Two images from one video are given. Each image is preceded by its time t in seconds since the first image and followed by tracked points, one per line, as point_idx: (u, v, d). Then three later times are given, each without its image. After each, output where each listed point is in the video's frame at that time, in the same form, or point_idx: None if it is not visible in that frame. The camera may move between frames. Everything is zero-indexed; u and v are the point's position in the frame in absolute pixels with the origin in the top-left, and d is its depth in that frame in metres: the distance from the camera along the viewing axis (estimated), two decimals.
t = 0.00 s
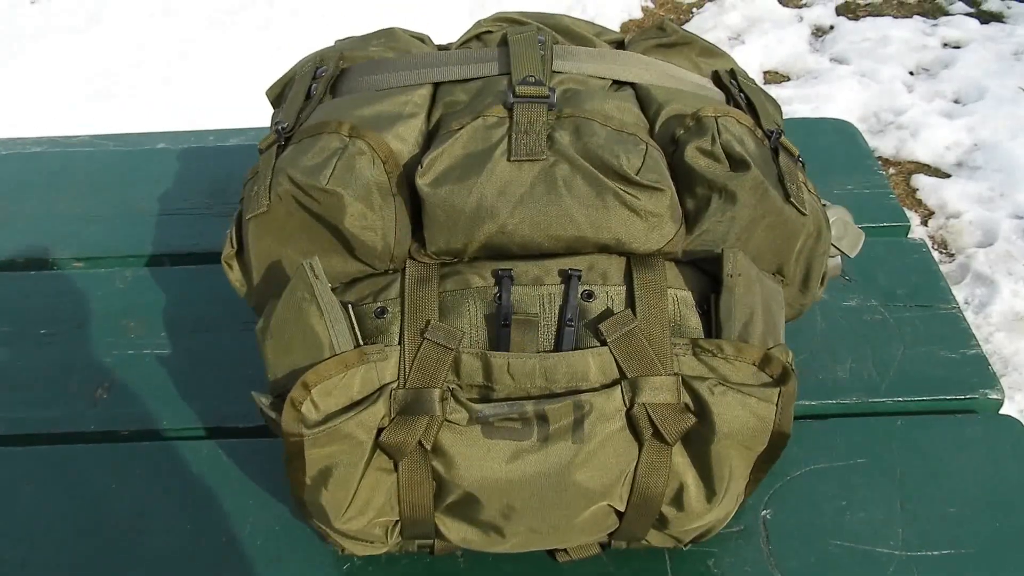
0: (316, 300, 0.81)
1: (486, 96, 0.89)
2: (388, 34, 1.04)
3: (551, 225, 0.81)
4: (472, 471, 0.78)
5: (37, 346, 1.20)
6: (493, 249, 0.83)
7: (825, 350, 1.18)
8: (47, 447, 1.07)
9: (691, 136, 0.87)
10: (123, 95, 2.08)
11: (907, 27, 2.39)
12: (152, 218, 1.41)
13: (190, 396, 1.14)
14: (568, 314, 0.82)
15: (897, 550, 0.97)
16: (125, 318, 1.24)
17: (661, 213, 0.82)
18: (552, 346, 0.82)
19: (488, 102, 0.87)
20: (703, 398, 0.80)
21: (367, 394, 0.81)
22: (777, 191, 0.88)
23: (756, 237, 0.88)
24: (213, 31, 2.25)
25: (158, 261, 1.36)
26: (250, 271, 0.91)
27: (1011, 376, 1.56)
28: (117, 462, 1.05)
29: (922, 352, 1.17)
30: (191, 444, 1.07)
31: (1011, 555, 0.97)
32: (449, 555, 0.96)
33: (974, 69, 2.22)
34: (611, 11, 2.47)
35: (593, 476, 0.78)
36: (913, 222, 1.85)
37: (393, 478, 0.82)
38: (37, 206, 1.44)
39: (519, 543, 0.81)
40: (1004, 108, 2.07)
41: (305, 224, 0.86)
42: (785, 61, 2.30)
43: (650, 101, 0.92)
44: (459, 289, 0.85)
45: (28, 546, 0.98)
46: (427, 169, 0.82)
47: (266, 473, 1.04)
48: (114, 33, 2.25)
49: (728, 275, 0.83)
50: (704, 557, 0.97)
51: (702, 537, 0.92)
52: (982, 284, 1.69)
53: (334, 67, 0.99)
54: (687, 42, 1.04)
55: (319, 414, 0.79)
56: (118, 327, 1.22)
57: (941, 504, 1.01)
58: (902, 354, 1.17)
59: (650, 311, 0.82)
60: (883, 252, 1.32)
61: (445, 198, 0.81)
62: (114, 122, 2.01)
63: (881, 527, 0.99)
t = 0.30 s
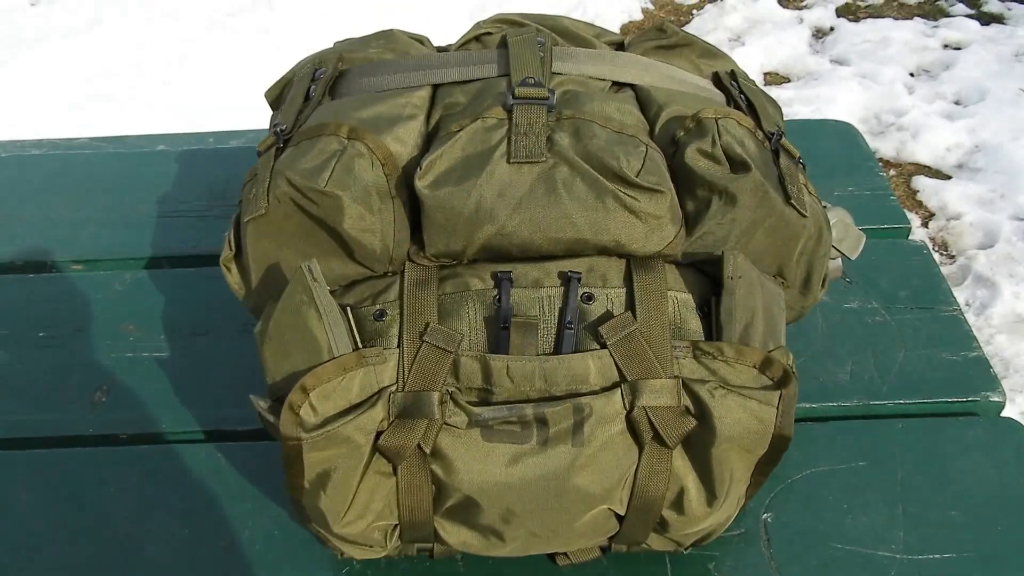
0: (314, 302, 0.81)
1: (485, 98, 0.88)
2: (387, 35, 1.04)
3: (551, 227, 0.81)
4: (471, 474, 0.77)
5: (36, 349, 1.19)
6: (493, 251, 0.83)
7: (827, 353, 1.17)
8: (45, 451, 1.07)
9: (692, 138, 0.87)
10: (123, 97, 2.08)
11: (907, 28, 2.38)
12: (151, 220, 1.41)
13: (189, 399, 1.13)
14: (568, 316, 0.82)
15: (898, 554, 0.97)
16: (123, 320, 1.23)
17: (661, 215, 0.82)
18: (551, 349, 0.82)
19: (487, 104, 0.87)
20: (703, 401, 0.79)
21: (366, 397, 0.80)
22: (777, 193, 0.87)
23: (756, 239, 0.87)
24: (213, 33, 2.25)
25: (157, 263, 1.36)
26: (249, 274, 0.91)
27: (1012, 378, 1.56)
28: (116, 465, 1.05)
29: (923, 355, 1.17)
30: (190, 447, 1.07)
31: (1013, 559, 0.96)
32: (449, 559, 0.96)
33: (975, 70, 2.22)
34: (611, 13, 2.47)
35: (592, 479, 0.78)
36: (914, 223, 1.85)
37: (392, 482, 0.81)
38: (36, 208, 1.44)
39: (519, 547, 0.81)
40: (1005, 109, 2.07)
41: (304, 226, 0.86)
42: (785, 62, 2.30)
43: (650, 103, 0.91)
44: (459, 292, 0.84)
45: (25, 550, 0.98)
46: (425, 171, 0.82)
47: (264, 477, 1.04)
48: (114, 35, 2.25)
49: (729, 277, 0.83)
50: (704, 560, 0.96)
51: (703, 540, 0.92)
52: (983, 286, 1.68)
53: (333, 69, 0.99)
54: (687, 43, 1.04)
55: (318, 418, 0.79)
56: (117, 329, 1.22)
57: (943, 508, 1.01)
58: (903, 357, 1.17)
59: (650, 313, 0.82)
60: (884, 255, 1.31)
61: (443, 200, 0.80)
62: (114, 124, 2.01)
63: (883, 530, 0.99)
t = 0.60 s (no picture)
0: (314, 304, 0.80)
1: (487, 98, 0.88)
2: (388, 35, 1.04)
3: (552, 229, 0.81)
4: (472, 477, 0.77)
5: (35, 349, 1.19)
6: (494, 252, 0.83)
7: (829, 355, 1.17)
8: (44, 451, 1.07)
9: (694, 138, 0.86)
10: (123, 96, 2.07)
11: (910, 28, 2.38)
12: (151, 220, 1.41)
13: (189, 400, 1.13)
14: (570, 318, 0.81)
15: (901, 557, 0.96)
16: (123, 321, 1.23)
17: (663, 216, 0.81)
18: (553, 351, 0.81)
19: (489, 104, 0.86)
20: (705, 404, 0.78)
21: (366, 399, 0.80)
22: (780, 194, 0.86)
23: (760, 241, 0.86)
24: (214, 33, 2.25)
25: (156, 263, 1.35)
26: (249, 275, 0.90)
27: (1015, 379, 1.55)
28: (115, 467, 1.04)
29: (926, 357, 1.16)
30: (190, 448, 1.06)
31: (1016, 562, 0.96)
32: (449, 561, 0.95)
33: (978, 70, 2.21)
34: (613, 12, 2.46)
35: (593, 482, 0.77)
36: (916, 224, 1.84)
37: (393, 484, 0.81)
38: (35, 208, 1.43)
39: (520, 549, 0.81)
40: (1008, 110, 2.06)
41: (304, 227, 0.85)
42: (787, 62, 2.29)
43: (652, 103, 0.91)
44: (460, 293, 0.84)
45: (24, 551, 0.97)
46: (426, 171, 0.82)
47: (264, 478, 1.03)
48: (114, 34, 2.24)
49: (731, 278, 0.82)
50: (706, 563, 0.96)
51: (705, 543, 0.91)
52: (985, 286, 1.68)
53: (334, 69, 0.98)
54: (689, 44, 1.04)
55: (317, 419, 0.79)
56: (116, 330, 1.22)
57: (946, 511, 1.00)
58: (906, 359, 1.16)
59: (652, 315, 0.81)
60: (888, 256, 1.31)
61: (444, 202, 0.80)
62: (114, 124, 2.01)
63: (885, 533, 0.98)
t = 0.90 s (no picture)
0: (311, 305, 0.79)
1: (488, 96, 0.86)
2: (388, 31, 1.02)
3: (554, 229, 0.79)
4: (471, 482, 0.76)
5: (31, 349, 1.17)
6: (494, 252, 0.81)
7: (834, 358, 1.15)
8: (39, 452, 1.05)
9: (699, 138, 0.84)
10: (122, 94, 2.06)
11: (914, 27, 2.36)
12: (149, 219, 1.39)
13: (186, 401, 1.11)
14: (571, 319, 0.79)
15: (906, 564, 0.95)
16: (120, 320, 1.21)
17: (667, 217, 0.80)
18: (554, 353, 0.79)
19: (490, 102, 0.85)
20: (709, 409, 0.77)
21: (364, 402, 0.78)
22: (787, 194, 0.84)
23: (766, 241, 0.84)
24: (213, 30, 2.23)
25: (154, 263, 1.34)
26: (245, 276, 0.88)
27: (1020, 382, 1.53)
28: (109, 468, 1.03)
29: (932, 360, 1.15)
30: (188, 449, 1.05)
31: None
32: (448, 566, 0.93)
33: (982, 70, 2.19)
34: (615, 11, 2.44)
35: (595, 487, 0.76)
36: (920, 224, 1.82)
37: (391, 488, 0.79)
38: (32, 206, 1.42)
39: (520, 555, 0.79)
40: (1013, 110, 2.05)
41: (301, 226, 0.84)
42: (791, 61, 2.27)
43: (656, 102, 0.89)
44: (460, 294, 0.82)
45: (18, 553, 0.96)
46: (426, 169, 0.80)
47: (261, 480, 1.02)
48: (113, 31, 2.23)
49: (737, 280, 0.80)
50: (708, 569, 0.94)
51: (708, 550, 0.90)
52: (990, 287, 1.66)
53: (333, 65, 0.97)
54: (694, 41, 1.02)
55: (314, 423, 0.77)
56: (112, 329, 1.20)
57: (952, 517, 0.99)
58: (912, 362, 1.14)
59: (655, 318, 0.80)
60: (893, 257, 1.29)
61: (444, 201, 0.79)
62: (113, 122, 1.99)
63: (891, 539, 0.97)
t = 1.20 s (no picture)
0: (302, 304, 0.75)
1: (487, 88, 0.83)
2: (385, 21, 0.99)
3: (555, 225, 0.76)
4: (468, 487, 0.73)
5: (19, 345, 1.15)
6: (493, 249, 0.78)
7: (842, 357, 1.12)
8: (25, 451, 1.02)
9: (706, 131, 0.81)
10: (116, 87, 2.02)
11: (920, 22, 2.32)
12: (142, 212, 1.36)
13: (179, 399, 1.09)
14: (573, 319, 0.77)
15: (917, 571, 0.92)
16: (112, 316, 1.19)
17: (673, 213, 0.77)
18: (555, 354, 0.76)
19: (489, 93, 0.82)
20: (715, 413, 0.74)
21: (357, 404, 0.75)
22: (797, 191, 0.80)
23: (774, 239, 0.81)
24: (209, 22, 2.20)
25: (146, 257, 1.31)
26: (235, 272, 0.85)
27: None
28: (97, 466, 1.00)
29: (943, 360, 1.12)
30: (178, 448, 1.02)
31: None
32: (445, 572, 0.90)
33: (988, 65, 2.16)
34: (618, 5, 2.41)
35: (595, 494, 0.73)
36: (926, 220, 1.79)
37: (385, 494, 0.77)
38: (24, 199, 1.39)
39: (518, 563, 0.77)
40: (1020, 106, 2.01)
41: (293, 221, 0.81)
42: (795, 55, 2.24)
43: (662, 94, 0.86)
44: (457, 292, 0.79)
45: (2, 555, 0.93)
46: (422, 162, 0.77)
47: (252, 481, 0.99)
48: (108, 23, 2.19)
49: (744, 280, 0.77)
50: None
51: (712, 557, 0.87)
52: (996, 285, 1.63)
53: (327, 55, 0.94)
54: (700, 32, 0.99)
55: (303, 427, 0.74)
56: (103, 325, 1.17)
57: (964, 522, 0.96)
58: (922, 362, 1.11)
59: (660, 318, 0.77)
60: (902, 254, 1.26)
61: (440, 195, 0.76)
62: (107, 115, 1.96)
63: (901, 546, 0.94)
